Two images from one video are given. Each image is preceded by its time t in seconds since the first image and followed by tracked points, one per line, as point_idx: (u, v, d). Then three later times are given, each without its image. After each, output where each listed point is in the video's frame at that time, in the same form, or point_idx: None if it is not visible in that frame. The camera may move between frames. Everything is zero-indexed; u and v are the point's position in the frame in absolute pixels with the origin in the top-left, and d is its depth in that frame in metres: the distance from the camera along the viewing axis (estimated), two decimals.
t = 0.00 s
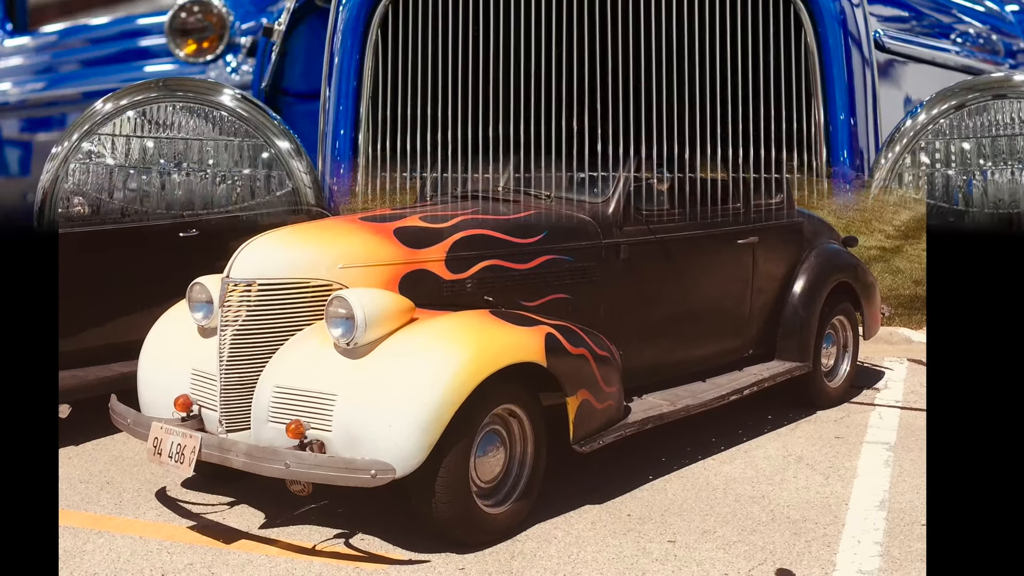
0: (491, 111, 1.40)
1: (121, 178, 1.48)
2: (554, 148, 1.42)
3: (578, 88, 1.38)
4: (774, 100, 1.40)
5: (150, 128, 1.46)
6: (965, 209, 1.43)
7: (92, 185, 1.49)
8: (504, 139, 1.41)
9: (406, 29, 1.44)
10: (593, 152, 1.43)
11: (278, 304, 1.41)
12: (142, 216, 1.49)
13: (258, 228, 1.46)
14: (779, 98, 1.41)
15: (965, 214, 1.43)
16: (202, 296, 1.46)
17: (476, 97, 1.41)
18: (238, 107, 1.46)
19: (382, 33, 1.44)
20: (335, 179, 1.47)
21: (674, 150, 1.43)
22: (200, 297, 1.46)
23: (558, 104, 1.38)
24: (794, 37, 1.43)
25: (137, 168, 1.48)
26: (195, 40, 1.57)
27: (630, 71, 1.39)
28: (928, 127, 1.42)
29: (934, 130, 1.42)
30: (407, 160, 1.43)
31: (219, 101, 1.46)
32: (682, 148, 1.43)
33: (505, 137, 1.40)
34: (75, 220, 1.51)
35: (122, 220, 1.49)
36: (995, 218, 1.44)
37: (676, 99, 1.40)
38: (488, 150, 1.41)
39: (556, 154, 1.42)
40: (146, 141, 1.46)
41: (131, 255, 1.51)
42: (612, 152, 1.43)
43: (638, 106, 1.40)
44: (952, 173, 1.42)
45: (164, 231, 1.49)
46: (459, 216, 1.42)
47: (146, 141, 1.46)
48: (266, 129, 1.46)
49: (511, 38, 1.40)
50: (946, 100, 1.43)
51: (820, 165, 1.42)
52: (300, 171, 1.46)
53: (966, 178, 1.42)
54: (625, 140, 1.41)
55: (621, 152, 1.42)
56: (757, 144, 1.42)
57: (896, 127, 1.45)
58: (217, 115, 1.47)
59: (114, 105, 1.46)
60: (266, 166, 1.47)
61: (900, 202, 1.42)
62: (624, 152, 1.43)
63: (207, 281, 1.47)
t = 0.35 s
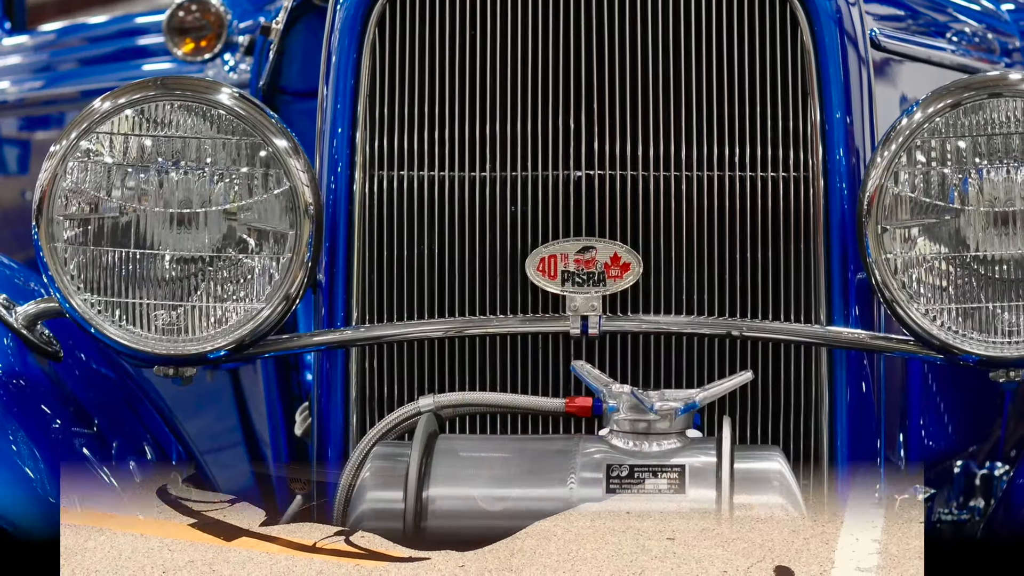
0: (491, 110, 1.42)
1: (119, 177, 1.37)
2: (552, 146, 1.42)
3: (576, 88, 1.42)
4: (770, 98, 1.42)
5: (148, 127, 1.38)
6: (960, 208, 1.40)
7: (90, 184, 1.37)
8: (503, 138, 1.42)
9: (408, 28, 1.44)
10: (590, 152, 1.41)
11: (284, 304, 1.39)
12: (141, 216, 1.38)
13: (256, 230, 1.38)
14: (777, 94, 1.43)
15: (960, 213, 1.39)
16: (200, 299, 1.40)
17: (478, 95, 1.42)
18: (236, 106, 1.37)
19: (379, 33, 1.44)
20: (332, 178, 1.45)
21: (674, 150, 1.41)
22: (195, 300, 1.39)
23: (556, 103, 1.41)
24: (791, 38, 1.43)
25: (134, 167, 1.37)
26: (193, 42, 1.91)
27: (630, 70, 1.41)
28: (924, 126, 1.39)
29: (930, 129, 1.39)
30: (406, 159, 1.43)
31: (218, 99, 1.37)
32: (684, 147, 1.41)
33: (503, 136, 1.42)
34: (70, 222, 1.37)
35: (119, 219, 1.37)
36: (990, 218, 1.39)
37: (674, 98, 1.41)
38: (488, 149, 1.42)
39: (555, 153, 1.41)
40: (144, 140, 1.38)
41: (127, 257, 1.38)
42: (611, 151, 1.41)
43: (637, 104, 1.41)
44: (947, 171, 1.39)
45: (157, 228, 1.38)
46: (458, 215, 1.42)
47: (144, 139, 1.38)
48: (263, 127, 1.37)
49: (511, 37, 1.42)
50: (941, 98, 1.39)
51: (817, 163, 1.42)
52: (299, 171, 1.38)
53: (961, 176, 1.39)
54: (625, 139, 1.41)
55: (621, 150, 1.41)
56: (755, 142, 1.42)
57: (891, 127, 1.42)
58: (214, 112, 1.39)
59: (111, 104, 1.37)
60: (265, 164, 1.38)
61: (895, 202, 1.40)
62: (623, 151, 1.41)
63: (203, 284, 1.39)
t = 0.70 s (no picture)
0: (486, 108, 1.42)
1: (116, 174, 1.38)
2: (547, 143, 1.42)
3: (570, 86, 1.42)
4: (765, 95, 1.43)
5: (145, 125, 1.39)
6: (953, 205, 1.40)
7: (87, 181, 1.38)
8: (499, 135, 1.42)
9: (407, 26, 1.44)
10: (585, 150, 1.42)
11: (280, 301, 1.39)
12: (138, 213, 1.38)
13: (253, 227, 1.39)
14: (773, 91, 1.43)
15: (953, 210, 1.40)
16: (197, 296, 1.40)
17: (474, 92, 1.43)
18: (232, 103, 1.38)
19: (375, 31, 1.45)
20: (328, 175, 1.45)
21: (669, 147, 1.42)
22: (191, 297, 1.40)
23: (552, 100, 1.42)
24: (786, 35, 1.43)
25: (132, 164, 1.38)
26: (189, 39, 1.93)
27: (625, 67, 1.42)
28: (917, 123, 1.40)
29: (923, 127, 1.40)
30: (401, 156, 1.43)
31: (214, 97, 1.38)
32: (678, 144, 1.42)
33: (498, 133, 1.42)
34: (67, 219, 1.38)
35: (116, 216, 1.38)
36: (984, 214, 1.40)
37: (668, 96, 1.42)
38: (483, 146, 1.43)
39: (550, 150, 1.42)
40: (140, 137, 1.39)
41: (124, 253, 1.38)
42: (606, 149, 1.42)
43: (633, 101, 1.42)
44: (941, 168, 1.40)
45: (154, 225, 1.38)
46: (454, 212, 1.43)
47: (141, 137, 1.39)
48: (260, 125, 1.38)
49: (507, 34, 1.43)
50: (934, 96, 1.40)
51: (810, 160, 1.42)
52: (295, 168, 1.38)
53: (954, 173, 1.39)
54: (621, 136, 1.42)
55: (616, 147, 1.42)
56: (749, 139, 1.42)
57: (884, 124, 1.43)
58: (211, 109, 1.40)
59: (108, 101, 1.38)
60: (261, 162, 1.39)
61: (888, 198, 1.40)
62: (618, 148, 1.42)
63: (199, 281, 1.39)
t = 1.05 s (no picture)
0: (479, 104, 1.43)
1: (112, 171, 1.39)
2: (540, 140, 1.43)
3: (563, 83, 1.43)
4: (757, 92, 1.44)
5: (141, 121, 1.40)
6: (943, 201, 1.41)
7: (83, 177, 1.39)
8: (492, 132, 1.43)
9: (401, 24, 1.45)
10: (578, 147, 1.43)
11: (275, 296, 1.40)
12: (133, 210, 1.39)
13: (248, 223, 1.40)
14: (765, 88, 1.44)
15: (944, 206, 1.41)
16: (192, 292, 1.41)
17: (468, 89, 1.44)
18: (227, 100, 1.38)
19: (370, 28, 1.45)
20: (323, 171, 1.46)
21: (661, 143, 1.43)
22: (187, 293, 1.41)
23: (546, 97, 1.43)
24: (777, 32, 1.44)
25: (128, 161, 1.40)
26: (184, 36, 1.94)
27: (618, 65, 1.43)
28: (907, 120, 1.40)
29: (914, 124, 1.41)
30: (395, 153, 1.44)
31: (210, 93, 1.38)
32: (671, 141, 1.43)
33: (492, 130, 1.43)
34: (63, 215, 1.38)
35: (112, 212, 1.39)
36: (974, 211, 1.41)
37: (660, 94, 1.43)
38: (477, 143, 1.43)
39: (544, 147, 1.43)
40: (136, 134, 1.40)
41: (120, 249, 1.40)
42: (599, 146, 1.43)
43: (625, 99, 1.43)
44: (931, 165, 1.41)
45: (149, 221, 1.39)
46: (448, 209, 1.44)
47: (137, 133, 1.40)
48: (255, 122, 1.39)
49: (500, 33, 1.43)
50: (925, 93, 1.41)
51: (802, 156, 1.43)
52: (290, 164, 1.39)
53: (945, 170, 1.41)
54: (614, 133, 1.43)
55: (609, 144, 1.43)
56: (741, 136, 1.43)
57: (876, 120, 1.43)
58: (206, 106, 1.40)
59: (104, 98, 1.39)
60: (256, 158, 1.40)
61: (879, 194, 1.41)
62: (611, 145, 1.43)
63: (195, 277, 1.40)
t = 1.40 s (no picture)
0: (470, 100, 1.45)
1: (106, 166, 1.40)
2: (531, 136, 1.44)
3: (554, 79, 1.44)
4: (746, 88, 1.45)
5: (135, 117, 1.41)
6: (931, 196, 1.43)
7: (78, 172, 1.40)
8: (484, 127, 1.44)
9: (393, 20, 1.46)
10: (569, 142, 1.44)
11: (268, 291, 1.41)
12: (128, 205, 1.40)
13: (241, 218, 1.41)
14: (754, 84, 1.45)
15: (932, 201, 1.42)
16: (186, 286, 1.42)
17: (459, 86, 1.45)
18: (221, 96, 1.39)
19: (362, 25, 1.47)
20: (315, 167, 1.47)
21: (651, 139, 1.44)
22: (181, 287, 1.42)
23: (537, 93, 1.44)
24: (767, 29, 1.45)
25: (122, 156, 1.40)
26: (178, 32, 1.96)
27: (609, 61, 1.44)
28: (896, 116, 1.42)
29: (902, 119, 1.42)
30: (388, 148, 1.45)
31: (204, 90, 1.39)
32: (661, 137, 1.44)
33: (483, 126, 1.44)
34: (58, 210, 1.39)
35: (107, 207, 1.40)
36: (962, 206, 1.42)
37: (650, 89, 1.44)
38: (469, 138, 1.45)
39: (535, 143, 1.44)
40: (131, 130, 1.40)
41: (114, 244, 1.41)
42: (591, 141, 1.44)
43: (615, 94, 1.44)
44: (919, 160, 1.42)
45: (144, 216, 1.40)
46: (440, 204, 1.45)
47: (132, 129, 1.41)
48: (249, 117, 1.39)
49: (491, 30, 1.45)
50: (913, 89, 1.42)
51: (791, 152, 1.44)
52: (283, 160, 1.40)
53: (933, 165, 1.42)
54: (604, 128, 1.44)
55: (599, 140, 1.44)
56: (730, 131, 1.44)
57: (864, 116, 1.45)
58: (201, 102, 1.41)
59: (99, 94, 1.39)
60: (249, 154, 1.41)
61: (868, 189, 1.43)
62: (601, 140, 1.44)
63: (189, 271, 1.41)
